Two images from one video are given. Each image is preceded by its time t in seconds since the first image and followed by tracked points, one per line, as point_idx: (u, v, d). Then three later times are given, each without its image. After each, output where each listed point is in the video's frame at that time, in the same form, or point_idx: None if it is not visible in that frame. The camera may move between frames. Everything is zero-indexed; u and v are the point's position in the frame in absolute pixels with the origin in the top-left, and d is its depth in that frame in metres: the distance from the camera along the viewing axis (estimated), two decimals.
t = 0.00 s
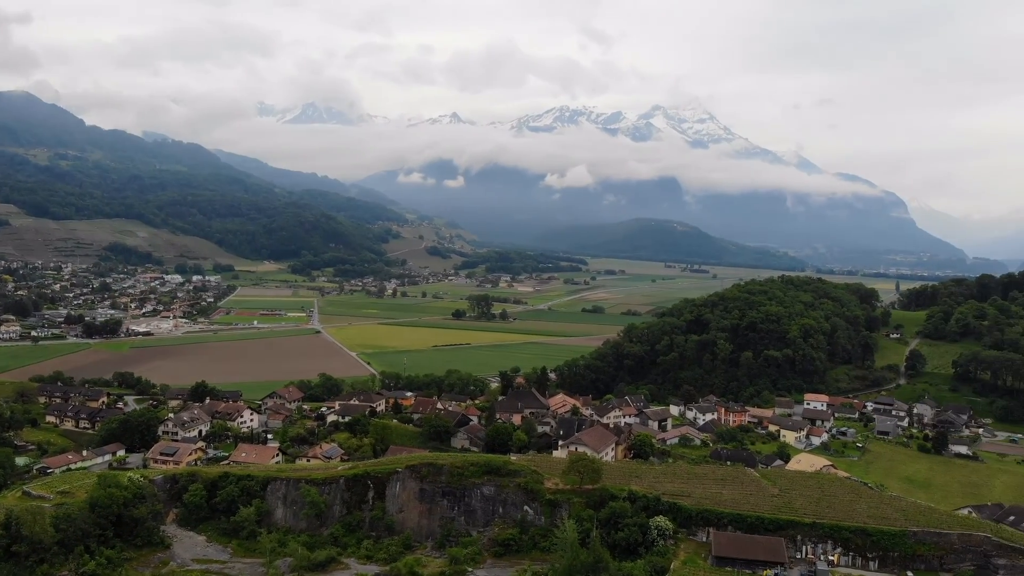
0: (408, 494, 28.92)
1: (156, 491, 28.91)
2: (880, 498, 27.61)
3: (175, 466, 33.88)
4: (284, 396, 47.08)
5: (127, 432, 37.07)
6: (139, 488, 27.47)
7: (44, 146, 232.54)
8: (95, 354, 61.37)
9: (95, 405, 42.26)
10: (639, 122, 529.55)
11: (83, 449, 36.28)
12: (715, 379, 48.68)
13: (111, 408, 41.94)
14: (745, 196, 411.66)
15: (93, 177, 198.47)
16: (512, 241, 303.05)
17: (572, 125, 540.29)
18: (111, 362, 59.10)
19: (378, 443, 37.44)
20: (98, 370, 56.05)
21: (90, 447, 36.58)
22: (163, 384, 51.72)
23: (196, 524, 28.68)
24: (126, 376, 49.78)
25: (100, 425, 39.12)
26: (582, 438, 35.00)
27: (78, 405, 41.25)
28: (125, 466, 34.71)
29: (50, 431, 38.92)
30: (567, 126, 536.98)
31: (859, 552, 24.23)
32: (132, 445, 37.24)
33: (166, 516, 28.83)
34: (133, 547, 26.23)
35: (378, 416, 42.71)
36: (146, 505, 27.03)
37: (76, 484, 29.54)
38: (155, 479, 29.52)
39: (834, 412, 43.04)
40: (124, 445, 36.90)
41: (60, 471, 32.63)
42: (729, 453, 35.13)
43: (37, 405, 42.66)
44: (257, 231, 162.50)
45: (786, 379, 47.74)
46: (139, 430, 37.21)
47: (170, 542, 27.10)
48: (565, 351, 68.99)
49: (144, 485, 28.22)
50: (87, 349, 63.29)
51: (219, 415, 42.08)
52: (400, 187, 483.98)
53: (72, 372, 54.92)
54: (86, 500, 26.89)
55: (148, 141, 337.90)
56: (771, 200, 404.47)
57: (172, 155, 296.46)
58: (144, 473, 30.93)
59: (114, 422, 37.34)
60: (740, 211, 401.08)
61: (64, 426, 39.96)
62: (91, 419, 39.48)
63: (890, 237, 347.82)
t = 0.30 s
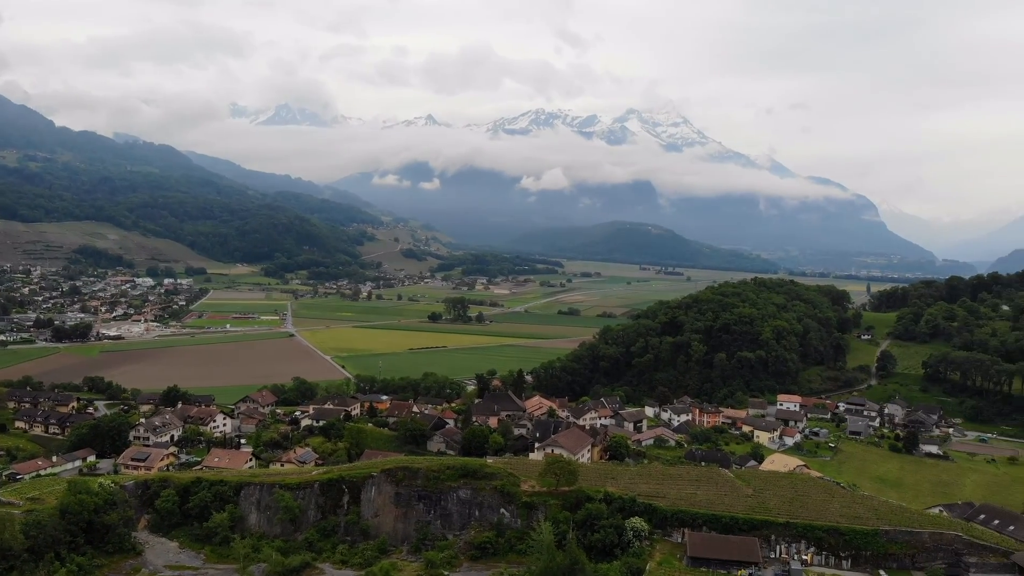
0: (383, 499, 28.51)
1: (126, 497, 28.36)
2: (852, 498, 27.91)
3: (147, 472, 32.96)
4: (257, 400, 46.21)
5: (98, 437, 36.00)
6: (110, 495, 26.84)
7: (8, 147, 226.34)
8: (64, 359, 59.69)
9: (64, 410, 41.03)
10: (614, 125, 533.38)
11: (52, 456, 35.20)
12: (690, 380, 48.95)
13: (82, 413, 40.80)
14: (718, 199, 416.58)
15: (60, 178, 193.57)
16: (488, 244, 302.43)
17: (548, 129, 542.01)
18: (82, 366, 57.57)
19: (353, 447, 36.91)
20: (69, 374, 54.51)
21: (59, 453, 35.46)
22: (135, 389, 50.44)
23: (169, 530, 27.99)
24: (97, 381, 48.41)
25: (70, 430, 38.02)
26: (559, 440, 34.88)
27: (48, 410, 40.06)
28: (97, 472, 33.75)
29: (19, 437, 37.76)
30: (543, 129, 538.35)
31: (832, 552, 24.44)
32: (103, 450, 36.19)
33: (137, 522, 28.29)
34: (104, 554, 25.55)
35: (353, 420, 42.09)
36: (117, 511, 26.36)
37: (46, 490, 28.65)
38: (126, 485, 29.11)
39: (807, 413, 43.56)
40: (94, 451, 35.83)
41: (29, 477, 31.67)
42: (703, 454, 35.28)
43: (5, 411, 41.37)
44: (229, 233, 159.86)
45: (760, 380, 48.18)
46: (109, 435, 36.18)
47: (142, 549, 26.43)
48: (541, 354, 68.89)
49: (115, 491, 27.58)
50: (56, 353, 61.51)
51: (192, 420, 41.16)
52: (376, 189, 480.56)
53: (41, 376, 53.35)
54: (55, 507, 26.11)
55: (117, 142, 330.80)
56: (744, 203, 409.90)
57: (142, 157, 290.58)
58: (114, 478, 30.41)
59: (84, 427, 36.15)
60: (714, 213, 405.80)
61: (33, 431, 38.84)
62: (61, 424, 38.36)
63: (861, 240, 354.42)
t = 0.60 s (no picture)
0: (358, 503, 28.09)
1: (97, 504, 27.54)
2: (824, 497, 28.19)
3: (117, 478, 32.09)
4: (230, 405, 45.28)
5: (66, 443, 34.99)
6: (80, 501, 26.10)
7: None
8: (31, 363, 57.98)
9: (32, 416, 39.86)
10: (589, 128, 536.17)
11: (19, 462, 34.10)
12: (664, 382, 49.20)
13: (50, 419, 39.65)
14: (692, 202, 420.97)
15: (25, 179, 188.40)
16: (463, 246, 301.56)
17: (523, 131, 542.92)
18: (51, 370, 55.95)
19: (327, 452, 36.33)
20: (36, 379, 52.94)
21: (27, 459, 34.38)
22: (105, 394, 49.12)
23: (139, 538, 27.34)
24: (66, 386, 47.04)
25: (38, 436, 36.94)
26: (535, 442, 34.71)
27: (15, 416, 38.85)
28: (66, 478, 32.82)
29: None
30: (518, 132, 539.04)
31: (805, 551, 24.61)
32: (73, 456, 35.17)
33: (108, 529, 27.54)
34: (75, 562, 24.74)
35: (327, 424, 41.47)
36: (88, 518, 25.61)
37: (13, 496, 27.70)
38: (96, 490, 28.26)
39: (780, 413, 44.06)
40: (63, 456, 34.78)
41: None
42: (678, 455, 35.40)
43: None
44: (201, 235, 157.00)
45: (733, 381, 48.62)
46: (80, 440, 35.21)
47: (114, 555, 25.71)
48: (518, 356, 68.70)
49: (85, 496, 26.91)
50: (24, 357, 59.67)
51: (163, 425, 40.21)
52: (350, 190, 476.44)
53: (7, 381, 51.71)
54: (23, 514, 25.28)
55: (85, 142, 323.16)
56: (717, 206, 414.75)
57: (110, 158, 284.19)
58: (84, 484, 29.56)
59: (53, 433, 35.13)
60: (688, 216, 409.87)
61: None
62: (29, 430, 37.25)
63: (831, 242, 360.82)
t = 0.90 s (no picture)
0: (332, 507, 27.67)
1: (66, 510, 26.98)
2: (796, 497, 28.50)
3: (87, 483, 31.15)
4: (201, 409, 44.35)
5: (35, 449, 33.86)
6: (49, 507, 25.73)
7: None
8: None
9: None
10: (564, 131, 538.30)
11: None
12: (639, 383, 49.43)
13: (16, 425, 38.44)
14: (666, 205, 424.83)
15: None
16: (439, 248, 300.48)
17: (499, 134, 543.17)
18: (17, 375, 54.33)
19: (301, 456, 35.76)
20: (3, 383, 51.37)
21: None
22: (73, 398, 47.79)
23: (110, 543, 26.62)
24: (35, 391, 45.70)
25: (4, 442, 35.78)
26: (510, 445, 34.58)
27: None
28: (35, 484, 31.75)
29: None
30: (494, 134, 539.01)
31: (778, 550, 24.81)
32: (41, 462, 34.08)
33: (78, 536, 26.90)
34: (44, 569, 24.32)
35: (301, 429, 40.83)
36: (57, 525, 25.17)
37: None
38: (65, 497, 27.66)
39: (753, 414, 44.54)
40: (32, 462, 33.67)
41: None
42: (652, 456, 35.52)
43: None
44: (172, 237, 154.01)
45: (707, 382, 49.07)
46: (49, 446, 34.05)
47: (84, 562, 25.18)
48: (494, 359, 68.50)
49: (54, 503, 26.49)
50: None
51: (133, 430, 39.22)
52: (325, 192, 471.68)
53: None
54: None
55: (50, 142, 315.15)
56: (691, 209, 419.16)
57: (76, 158, 277.43)
58: (53, 491, 28.74)
59: (21, 438, 33.97)
60: (662, 219, 413.51)
61: None
62: None
63: (802, 245, 366.85)
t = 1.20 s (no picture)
0: (306, 512, 27.22)
1: (34, 517, 25.95)
2: (770, 497, 28.76)
3: (56, 489, 30.24)
4: (173, 414, 43.37)
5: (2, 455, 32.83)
6: (18, 513, 24.93)
7: None
8: None
9: None
10: (539, 134, 539.76)
11: None
12: (614, 385, 49.60)
13: None
14: (640, 208, 428.14)
15: None
16: (413, 251, 298.83)
17: (474, 136, 542.66)
18: None
19: (274, 461, 35.18)
20: None
21: None
22: (40, 403, 46.38)
23: (80, 550, 25.91)
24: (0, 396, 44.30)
25: None
26: (486, 447, 34.38)
27: None
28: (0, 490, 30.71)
29: None
30: (469, 137, 538.23)
31: (752, 550, 24.99)
32: (8, 467, 33.02)
33: (46, 542, 25.98)
34: None
35: (274, 433, 40.10)
36: (26, 531, 24.34)
37: None
38: (33, 502, 26.61)
39: (726, 415, 44.94)
40: None
41: None
42: (627, 457, 35.58)
43: None
44: (142, 239, 150.81)
45: (681, 384, 49.44)
46: (17, 451, 33.17)
47: (53, 569, 24.42)
48: (470, 361, 68.19)
49: (23, 508, 25.53)
50: None
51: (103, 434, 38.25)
52: (298, 194, 466.33)
53: None
54: None
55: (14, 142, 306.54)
56: (665, 211, 422.99)
57: (42, 158, 270.29)
58: (20, 497, 27.72)
59: None
60: (636, 221, 416.67)
61: None
62: None
63: (773, 248, 372.55)
